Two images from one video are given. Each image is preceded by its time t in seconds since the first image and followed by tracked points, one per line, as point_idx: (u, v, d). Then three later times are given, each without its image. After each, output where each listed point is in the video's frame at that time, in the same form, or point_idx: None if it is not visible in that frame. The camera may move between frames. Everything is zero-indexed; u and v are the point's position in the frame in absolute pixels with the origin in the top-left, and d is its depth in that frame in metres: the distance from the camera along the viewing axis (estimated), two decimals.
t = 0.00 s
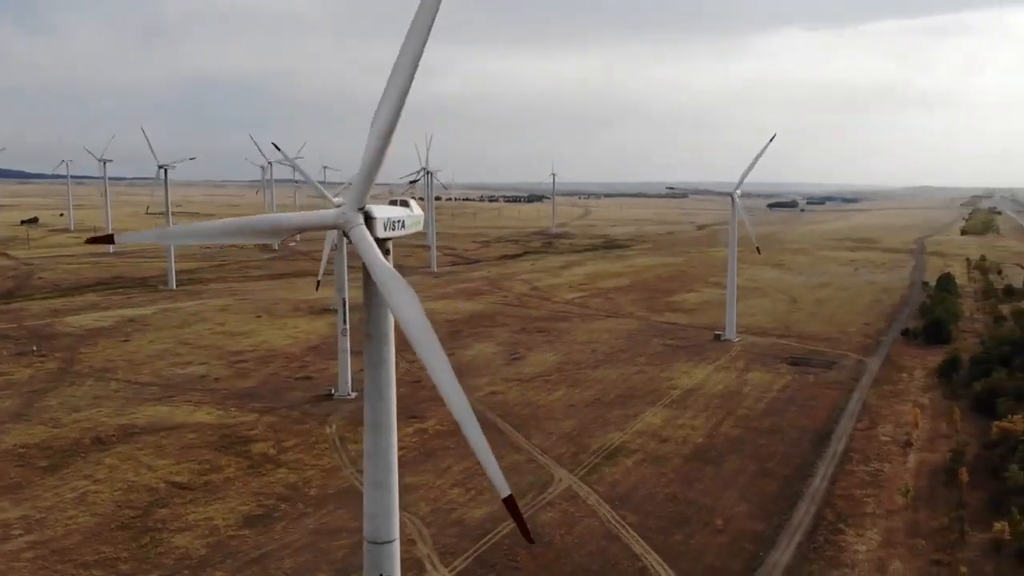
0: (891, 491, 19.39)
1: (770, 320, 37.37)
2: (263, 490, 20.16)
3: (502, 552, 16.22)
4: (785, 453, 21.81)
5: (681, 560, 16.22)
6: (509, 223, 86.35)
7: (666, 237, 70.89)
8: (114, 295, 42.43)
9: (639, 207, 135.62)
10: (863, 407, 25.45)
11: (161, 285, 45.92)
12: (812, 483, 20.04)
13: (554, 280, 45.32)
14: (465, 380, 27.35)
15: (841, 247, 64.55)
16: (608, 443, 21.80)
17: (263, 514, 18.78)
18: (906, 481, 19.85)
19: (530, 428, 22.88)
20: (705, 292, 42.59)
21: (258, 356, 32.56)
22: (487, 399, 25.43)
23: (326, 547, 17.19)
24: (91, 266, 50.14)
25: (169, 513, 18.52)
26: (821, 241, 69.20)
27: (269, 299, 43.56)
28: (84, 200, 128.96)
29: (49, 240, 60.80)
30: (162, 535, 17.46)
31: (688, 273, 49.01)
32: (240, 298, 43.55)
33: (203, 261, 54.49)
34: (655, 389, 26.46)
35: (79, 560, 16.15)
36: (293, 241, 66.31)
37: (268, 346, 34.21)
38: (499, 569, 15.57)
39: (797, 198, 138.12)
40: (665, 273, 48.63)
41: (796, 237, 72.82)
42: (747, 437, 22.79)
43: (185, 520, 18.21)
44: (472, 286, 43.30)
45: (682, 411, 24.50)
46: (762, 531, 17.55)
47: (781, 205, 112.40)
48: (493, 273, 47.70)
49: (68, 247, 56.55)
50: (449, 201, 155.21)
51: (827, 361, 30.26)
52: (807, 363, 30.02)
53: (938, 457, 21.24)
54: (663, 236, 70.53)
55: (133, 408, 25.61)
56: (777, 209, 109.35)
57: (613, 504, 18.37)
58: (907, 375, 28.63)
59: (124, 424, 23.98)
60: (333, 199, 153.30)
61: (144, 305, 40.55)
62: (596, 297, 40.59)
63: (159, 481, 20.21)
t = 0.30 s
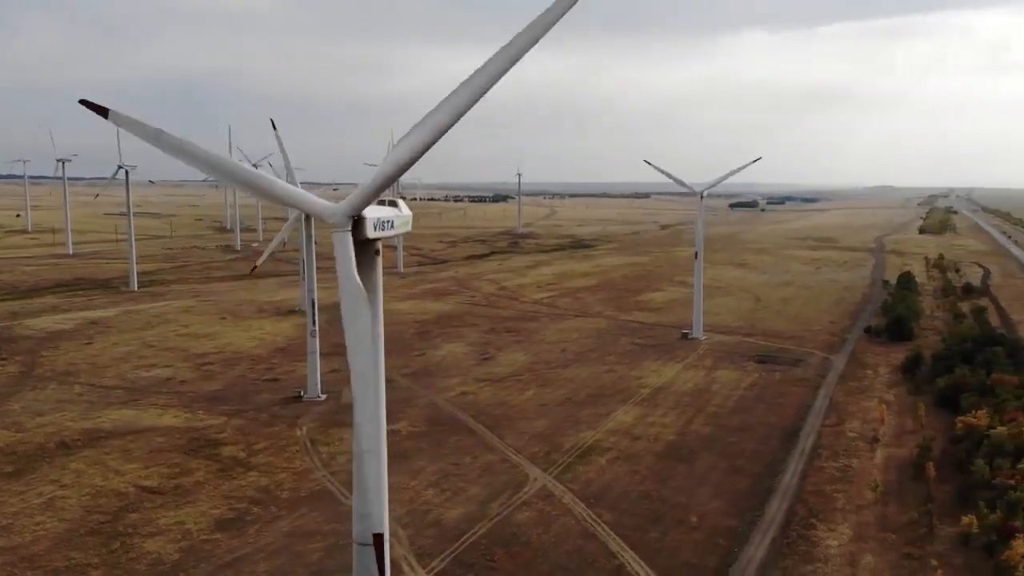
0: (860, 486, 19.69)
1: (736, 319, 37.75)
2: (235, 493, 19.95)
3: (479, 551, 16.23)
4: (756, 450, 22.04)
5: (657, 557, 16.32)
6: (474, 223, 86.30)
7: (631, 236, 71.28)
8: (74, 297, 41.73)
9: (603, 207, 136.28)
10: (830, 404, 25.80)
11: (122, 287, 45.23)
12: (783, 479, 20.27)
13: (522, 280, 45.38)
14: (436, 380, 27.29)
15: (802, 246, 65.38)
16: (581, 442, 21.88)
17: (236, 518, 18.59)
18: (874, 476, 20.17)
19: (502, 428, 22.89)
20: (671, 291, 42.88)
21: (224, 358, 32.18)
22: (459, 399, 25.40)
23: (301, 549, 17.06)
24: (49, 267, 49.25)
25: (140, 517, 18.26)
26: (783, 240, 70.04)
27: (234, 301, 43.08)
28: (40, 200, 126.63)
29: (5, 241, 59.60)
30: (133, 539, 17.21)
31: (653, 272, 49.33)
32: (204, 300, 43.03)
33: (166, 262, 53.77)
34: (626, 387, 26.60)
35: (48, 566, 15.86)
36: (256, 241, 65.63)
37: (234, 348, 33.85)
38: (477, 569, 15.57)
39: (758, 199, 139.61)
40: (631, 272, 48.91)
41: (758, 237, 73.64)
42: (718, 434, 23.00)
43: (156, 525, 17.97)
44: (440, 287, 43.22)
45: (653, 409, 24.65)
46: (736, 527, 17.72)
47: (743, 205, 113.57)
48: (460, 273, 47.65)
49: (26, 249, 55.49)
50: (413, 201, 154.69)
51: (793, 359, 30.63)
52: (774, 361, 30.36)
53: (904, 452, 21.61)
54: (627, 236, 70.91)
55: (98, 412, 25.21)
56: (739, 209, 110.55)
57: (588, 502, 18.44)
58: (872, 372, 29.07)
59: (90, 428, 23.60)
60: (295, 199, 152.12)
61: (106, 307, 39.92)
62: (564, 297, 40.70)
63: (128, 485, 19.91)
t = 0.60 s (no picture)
0: (833, 482, 19.95)
1: (705, 317, 38.06)
2: (209, 497, 19.73)
3: (459, 552, 16.22)
4: (730, 447, 22.23)
5: (636, 555, 16.41)
6: (441, 223, 86.19)
7: (599, 236, 71.57)
8: (37, 299, 41.06)
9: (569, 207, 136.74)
10: (800, 401, 26.11)
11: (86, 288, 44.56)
12: (757, 475, 20.47)
13: (492, 280, 45.40)
14: (409, 381, 27.21)
15: (767, 246, 66.13)
16: (556, 441, 21.93)
17: (211, 521, 18.39)
18: (846, 472, 20.45)
19: (477, 428, 22.89)
20: (641, 291, 43.13)
21: (193, 360, 31.82)
22: (433, 400, 25.35)
23: (278, 552, 16.92)
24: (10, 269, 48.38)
25: (112, 523, 18.00)
26: (748, 239, 70.75)
27: (201, 303, 42.59)
28: None
29: None
30: (107, 545, 16.96)
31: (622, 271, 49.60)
32: (170, 301, 42.52)
33: (130, 263, 53.07)
34: (599, 386, 26.70)
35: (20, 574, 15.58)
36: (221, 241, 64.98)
37: (202, 349, 33.49)
38: (457, 569, 15.56)
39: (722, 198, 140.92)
40: (600, 272, 49.13)
41: (724, 236, 74.31)
42: (692, 431, 23.16)
43: (129, 530, 17.72)
44: (410, 287, 43.10)
45: (627, 407, 24.76)
46: (713, 523, 17.87)
47: (708, 205, 114.46)
48: (429, 273, 47.57)
49: None
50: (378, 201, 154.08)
51: (762, 357, 30.94)
52: (744, 359, 30.64)
53: (875, 448, 21.95)
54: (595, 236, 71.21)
55: (66, 416, 24.81)
56: (704, 208, 111.48)
57: (566, 501, 18.49)
58: (840, 370, 29.48)
59: (58, 432, 23.22)
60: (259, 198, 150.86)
61: (70, 309, 39.31)
62: (535, 297, 40.78)
63: (99, 490, 19.62)
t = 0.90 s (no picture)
0: (810, 478, 20.16)
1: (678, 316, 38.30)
2: (187, 500, 19.53)
3: (443, 552, 16.21)
4: (707, 443, 22.35)
5: (619, 553, 16.48)
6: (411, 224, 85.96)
7: (569, 236, 71.78)
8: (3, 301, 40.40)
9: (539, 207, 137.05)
10: (774, 398, 26.34)
11: (54, 290, 43.93)
12: (734, 472, 20.63)
13: (465, 280, 45.39)
14: (385, 382, 27.13)
15: (737, 245, 66.70)
16: (536, 441, 21.96)
17: (189, 525, 18.21)
18: (823, 468, 20.69)
19: (456, 428, 22.87)
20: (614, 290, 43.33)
21: (165, 362, 31.46)
22: (411, 401, 25.29)
23: (259, 555, 16.79)
24: None
25: (89, 527, 17.77)
26: (717, 239, 71.31)
27: (170, 304, 42.14)
28: None
29: None
30: (84, 549, 16.75)
31: (594, 271, 49.80)
32: (139, 303, 42.02)
33: (97, 265, 52.38)
34: (576, 385, 26.77)
35: None
36: (190, 241, 64.34)
37: (174, 351, 33.14)
38: (440, 570, 15.54)
39: (690, 199, 141.95)
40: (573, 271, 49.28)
41: (694, 236, 74.85)
42: (669, 429, 23.25)
43: (107, 534, 17.51)
44: (383, 287, 42.94)
45: (604, 406, 24.84)
46: (693, 520, 17.99)
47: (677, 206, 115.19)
48: (402, 273, 47.44)
49: None
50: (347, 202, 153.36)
51: (736, 355, 31.16)
52: (718, 356, 30.86)
53: (849, 444, 22.24)
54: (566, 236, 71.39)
55: (37, 419, 24.44)
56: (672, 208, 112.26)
57: (548, 500, 18.53)
58: (813, 367, 29.81)
59: (29, 436, 22.86)
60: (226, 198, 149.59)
61: (38, 311, 38.73)
62: (508, 297, 40.81)
63: (74, 494, 19.35)
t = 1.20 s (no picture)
0: (790, 474, 20.35)
1: (655, 315, 38.47)
2: (168, 503, 19.34)
3: (429, 553, 16.19)
4: (688, 441, 22.48)
5: (604, 551, 16.54)
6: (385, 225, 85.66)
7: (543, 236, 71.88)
8: None
9: (512, 206, 137.19)
10: (753, 396, 26.54)
11: (24, 292, 43.29)
12: (716, 469, 20.76)
13: (442, 281, 45.31)
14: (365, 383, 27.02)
15: (710, 244, 67.15)
16: (518, 440, 21.98)
17: (171, 528, 18.03)
18: (802, 465, 20.89)
19: (438, 429, 22.85)
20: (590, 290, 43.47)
21: (140, 364, 31.12)
22: (391, 402, 25.21)
23: (243, 558, 16.66)
24: None
25: (69, 531, 17.55)
26: (690, 239, 71.73)
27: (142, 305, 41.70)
28: None
29: None
30: (65, 554, 16.54)
31: (569, 270, 49.93)
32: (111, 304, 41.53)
33: (67, 266, 51.69)
34: (556, 385, 26.82)
35: None
36: (161, 241, 63.66)
37: (148, 352, 32.78)
38: (427, 570, 15.52)
39: (662, 199, 142.67)
40: (548, 271, 49.33)
41: (667, 236, 75.24)
42: (650, 427, 23.34)
43: (87, 538, 17.30)
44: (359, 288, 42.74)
45: (585, 405, 24.90)
46: (677, 517, 18.09)
47: (649, 206, 115.71)
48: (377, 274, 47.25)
49: None
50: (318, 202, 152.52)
51: (713, 353, 31.34)
52: (695, 354, 31.04)
53: (828, 441, 22.46)
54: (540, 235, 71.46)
55: (11, 423, 24.08)
56: (645, 208, 112.70)
57: (532, 499, 18.57)
58: (789, 365, 30.08)
59: (4, 441, 22.52)
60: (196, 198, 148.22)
61: (8, 314, 38.15)
62: (485, 297, 40.78)
63: (52, 498, 19.10)
